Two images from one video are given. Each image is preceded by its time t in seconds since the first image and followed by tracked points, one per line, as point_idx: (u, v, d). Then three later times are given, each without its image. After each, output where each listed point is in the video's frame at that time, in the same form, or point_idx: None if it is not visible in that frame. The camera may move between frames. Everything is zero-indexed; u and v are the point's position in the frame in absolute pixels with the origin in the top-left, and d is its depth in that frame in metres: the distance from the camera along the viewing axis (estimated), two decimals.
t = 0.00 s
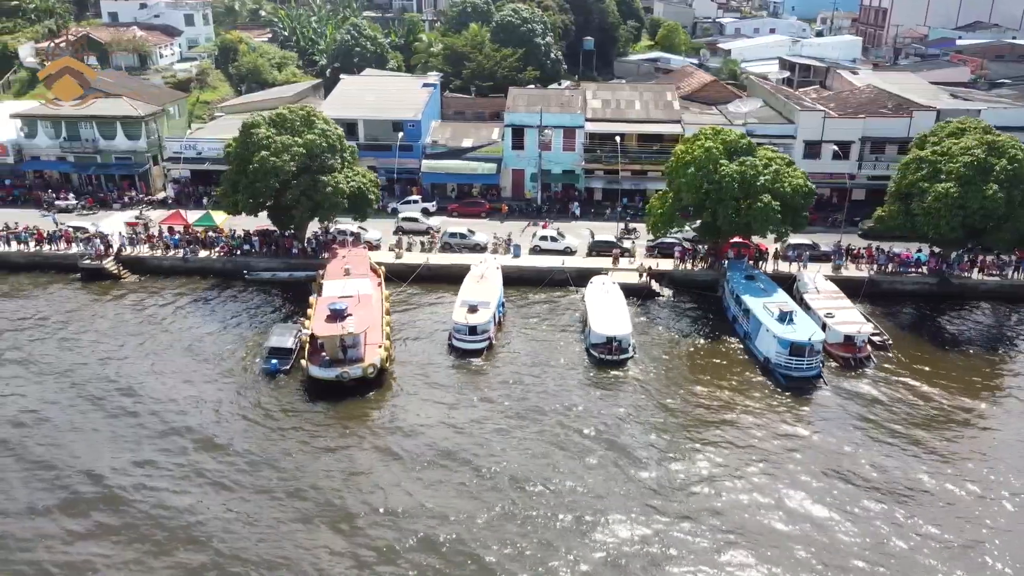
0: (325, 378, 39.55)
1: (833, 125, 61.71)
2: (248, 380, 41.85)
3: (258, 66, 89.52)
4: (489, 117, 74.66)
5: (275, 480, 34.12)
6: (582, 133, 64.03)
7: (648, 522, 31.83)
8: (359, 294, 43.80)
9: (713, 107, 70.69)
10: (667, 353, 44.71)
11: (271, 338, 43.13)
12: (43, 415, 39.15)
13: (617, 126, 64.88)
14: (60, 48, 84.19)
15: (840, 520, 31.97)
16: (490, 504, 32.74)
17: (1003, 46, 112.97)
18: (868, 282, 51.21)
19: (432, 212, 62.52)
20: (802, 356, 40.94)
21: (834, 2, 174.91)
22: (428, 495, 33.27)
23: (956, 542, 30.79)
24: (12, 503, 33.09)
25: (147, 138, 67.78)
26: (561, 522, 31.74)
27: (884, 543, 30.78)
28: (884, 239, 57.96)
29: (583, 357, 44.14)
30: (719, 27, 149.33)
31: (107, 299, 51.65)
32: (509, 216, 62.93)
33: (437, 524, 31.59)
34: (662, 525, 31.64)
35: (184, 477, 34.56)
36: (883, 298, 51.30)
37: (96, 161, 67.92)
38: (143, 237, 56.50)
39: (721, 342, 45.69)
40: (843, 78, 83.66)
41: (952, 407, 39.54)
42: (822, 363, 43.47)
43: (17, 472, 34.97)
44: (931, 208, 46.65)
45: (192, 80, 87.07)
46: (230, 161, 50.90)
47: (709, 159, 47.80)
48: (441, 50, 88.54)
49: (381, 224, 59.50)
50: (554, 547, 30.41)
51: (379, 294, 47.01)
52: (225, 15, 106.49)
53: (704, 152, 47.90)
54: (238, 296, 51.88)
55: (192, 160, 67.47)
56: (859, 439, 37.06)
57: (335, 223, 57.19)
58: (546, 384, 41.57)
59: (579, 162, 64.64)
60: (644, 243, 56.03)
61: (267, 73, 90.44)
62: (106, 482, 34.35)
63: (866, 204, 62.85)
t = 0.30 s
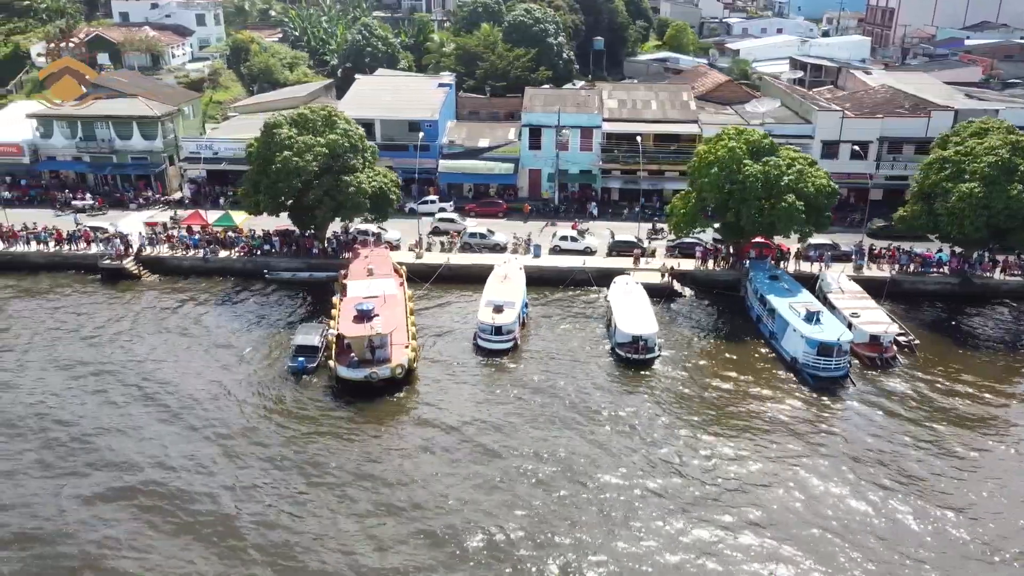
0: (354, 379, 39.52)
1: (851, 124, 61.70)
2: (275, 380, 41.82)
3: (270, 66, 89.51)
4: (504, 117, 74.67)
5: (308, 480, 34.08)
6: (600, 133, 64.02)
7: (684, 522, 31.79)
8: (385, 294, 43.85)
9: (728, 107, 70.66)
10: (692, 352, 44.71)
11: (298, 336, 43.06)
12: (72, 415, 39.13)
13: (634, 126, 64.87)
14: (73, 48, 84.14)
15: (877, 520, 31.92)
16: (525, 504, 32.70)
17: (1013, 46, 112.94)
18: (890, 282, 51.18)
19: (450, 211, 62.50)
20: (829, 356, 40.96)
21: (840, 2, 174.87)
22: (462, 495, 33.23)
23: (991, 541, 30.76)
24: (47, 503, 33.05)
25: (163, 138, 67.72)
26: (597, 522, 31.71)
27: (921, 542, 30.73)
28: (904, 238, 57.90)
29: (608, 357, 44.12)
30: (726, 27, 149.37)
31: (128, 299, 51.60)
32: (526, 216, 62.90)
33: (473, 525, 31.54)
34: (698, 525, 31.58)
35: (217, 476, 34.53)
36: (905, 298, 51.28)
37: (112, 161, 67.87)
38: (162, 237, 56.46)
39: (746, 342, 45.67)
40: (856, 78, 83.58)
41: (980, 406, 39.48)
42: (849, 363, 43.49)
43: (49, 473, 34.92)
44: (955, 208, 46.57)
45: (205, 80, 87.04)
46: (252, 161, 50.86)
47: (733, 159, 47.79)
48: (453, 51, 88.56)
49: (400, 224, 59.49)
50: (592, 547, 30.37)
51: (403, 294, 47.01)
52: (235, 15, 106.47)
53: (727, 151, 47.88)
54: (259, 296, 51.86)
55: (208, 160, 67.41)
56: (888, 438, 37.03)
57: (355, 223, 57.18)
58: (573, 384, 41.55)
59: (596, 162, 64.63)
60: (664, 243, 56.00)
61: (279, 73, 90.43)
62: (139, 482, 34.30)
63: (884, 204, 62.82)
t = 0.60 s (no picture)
0: (383, 379, 39.51)
1: (869, 124, 61.70)
2: (302, 380, 41.76)
3: (282, 66, 89.53)
4: (519, 117, 74.68)
5: (341, 481, 34.00)
6: (617, 133, 64.00)
7: (720, 523, 31.70)
8: (411, 295, 43.86)
9: (744, 106, 70.64)
10: (717, 352, 44.69)
11: (325, 336, 43.05)
12: (100, 416, 39.11)
13: (651, 126, 64.88)
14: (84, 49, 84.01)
15: (913, 520, 31.81)
16: (559, 506, 32.61)
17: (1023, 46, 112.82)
18: (912, 282, 51.16)
19: (467, 211, 62.49)
20: (857, 356, 41.01)
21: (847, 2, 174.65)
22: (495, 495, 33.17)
23: None
24: (79, 505, 33.01)
25: (179, 138, 67.64)
26: (633, 523, 31.65)
27: (958, 542, 30.69)
28: (923, 238, 57.86)
29: (634, 357, 44.08)
30: (734, 27, 149.35)
31: (149, 300, 51.57)
32: (543, 216, 62.89)
33: (508, 525, 31.47)
34: (735, 526, 31.49)
35: (249, 477, 34.48)
36: (927, 298, 51.25)
37: (128, 161, 67.78)
38: (182, 237, 56.42)
39: (771, 342, 45.65)
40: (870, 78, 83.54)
41: (1009, 405, 39.46)
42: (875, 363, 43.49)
43: (80, 474, 34.91)
44: (979, 208, 46.57)
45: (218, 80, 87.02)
46: (274, 161, 50.84)
47: (756, 159, 47.80)
48: (466, 50, 88.56)
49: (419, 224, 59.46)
50: (629, 549, 30.26)
51: (427, 294, 47.01)
52: (246, 15, 106.49)
53: (750, 151, 47.90)
54: (281, 296, 51.84)
55: (225, 160, 67.36)
56: (918, 437, 37.03)
57: (375, 223, 57.16)
58: (600, 384, 41.51)
59: (613, 162, 64.63)
60: (684, 243, 55.97)
61: (291, 73, 90.46)
62: (172, 482, 34.29)
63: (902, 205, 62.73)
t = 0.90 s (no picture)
0: (411, 379, 39.49)
1: (887, 124, 61.72)
2: (328, 380, 41.76)
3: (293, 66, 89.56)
4: (534, 117, 74.67)
5: (372, 483, 34.02)
6: (634, 133, 64.03)
7: (754, 524, 31.74)
8: (436, 295, 43.85)
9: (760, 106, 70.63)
10: (742, 352, 44.68)
11: (351, 337, 43.04)
12: (128, 418, 39.12)
13: (668, 126, 64.90)
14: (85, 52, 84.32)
15: (947, 522, 31.82)
16: (591, 508, 32.64)
17: None
18: (934, 282, 51.10)
19: (485, 211, 62.47)
20: (885, 355, 41.01)
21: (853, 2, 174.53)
22: (527, 497, 33.19)
23: None
24: (113, 507, 33.04)
25: (195, 138, 67.60)
26: (665, 525, 31.72)
27: (992, 542, 30.74)
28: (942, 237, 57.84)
29: (659, 357, 44.09)
30: (740, 27, 149.34)
31: (171, 300, 51.57)
32: (561, 216, 62.90)
33: (541, 528, 31.49)
34: (769, 528, 31.53)
35: (281, 478, 34.49)
36: (948, 297, 51.20)
37: (144, 162, 67.74)
38: (201, 238, 56.38)
39: (795, 342, 45.67)
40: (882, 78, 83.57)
41: None
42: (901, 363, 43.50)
43: (112, 476, 34.92)
44: (1003, 208, 46.56)
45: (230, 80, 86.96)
46: (296, 161, 50.78)
47: (780, 158, 47.75)
48: (478, 50, 88.55)
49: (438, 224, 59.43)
50: (663, 552, 30.30)
51: (451, 294, 46.99)
52: (256, 14, 106.42)
53: (774, 151, 47.86)
54: (302, 297, 51.82)
55: (241, 160, 67.33)
56: (947, 437, 37.06)
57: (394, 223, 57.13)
58: (627, 384, 41.53)
59: (630, 162, 64.65)
60: (704, 243, 55.94)
61: (302, 73, 90.50)
62: (204, 483, 34.33)
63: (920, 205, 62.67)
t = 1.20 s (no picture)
0: (440, 379, 39.48)
1: (905, 124, 61.77)
2: (355, 380, 41.75)
3: (305, 66, 89.76)
4: (549, 117, 74.71)
5: (405, 483, 33.98)
6: (652, 133, 64.07)
7: (788, 524, 31.74)
8: (462, 295, 43.87)
9: (775, 106, 70.66)
10: (766, 352, 44.67)
11: (377, 337, 43.02)
12: (155, 419, 39.10)
13: (685, 126, 64.96)
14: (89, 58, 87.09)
15: (981, 522, 31.83)
16: (626, 509, 32.57)
17: None
18: (956, 282, 51.05)
19: (503, 211, 62.45)
20: (912, 356, 40.99)
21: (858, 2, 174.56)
22: (562, 498, 33.15)
23: None
24: (145, 508, 32.99)
25: (212, 138, 67.59)
26: (702, 527, 31.62)
27: None
28: (963, 237, 57.72)
29: (684, 357, 44.06)
30: (747, 27, 149.37)
31: (192, 300, 51.56)
32: (578, 215, 62.88)
33: (578, 529, 31.46)
34: (805, 528, 31.48)
35: (312, 479, 34.45)
36: (970, 298, 51.14)
37: (160, 161, 67.72)
38: (221, 238, 56.28)
39: (820, 342, 45.64)
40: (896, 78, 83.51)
41: None
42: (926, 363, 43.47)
43: (143, 477, 34.91)
44: None
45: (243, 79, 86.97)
46: (319, 161, 50.77)
47: (804, 158, 47.75)
48: (491, 50, 88.60)
49: (457, 224, 59.41)
50: (700, 553, 30.25)
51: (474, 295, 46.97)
52: (266, 14, 106.43)
53: (797, 151, 47.85)
54: (324, 297, 51.78)
55: (258, 160, 67.28)
56: (978, 437, 37.00)
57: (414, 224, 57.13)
58: (653, 384, 41.53)
59: (648, 162, 64.68)
60: (724, 243, 55.95)
61: (314, 73, 90.57)
62: (235, 484, 34.30)
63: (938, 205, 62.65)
